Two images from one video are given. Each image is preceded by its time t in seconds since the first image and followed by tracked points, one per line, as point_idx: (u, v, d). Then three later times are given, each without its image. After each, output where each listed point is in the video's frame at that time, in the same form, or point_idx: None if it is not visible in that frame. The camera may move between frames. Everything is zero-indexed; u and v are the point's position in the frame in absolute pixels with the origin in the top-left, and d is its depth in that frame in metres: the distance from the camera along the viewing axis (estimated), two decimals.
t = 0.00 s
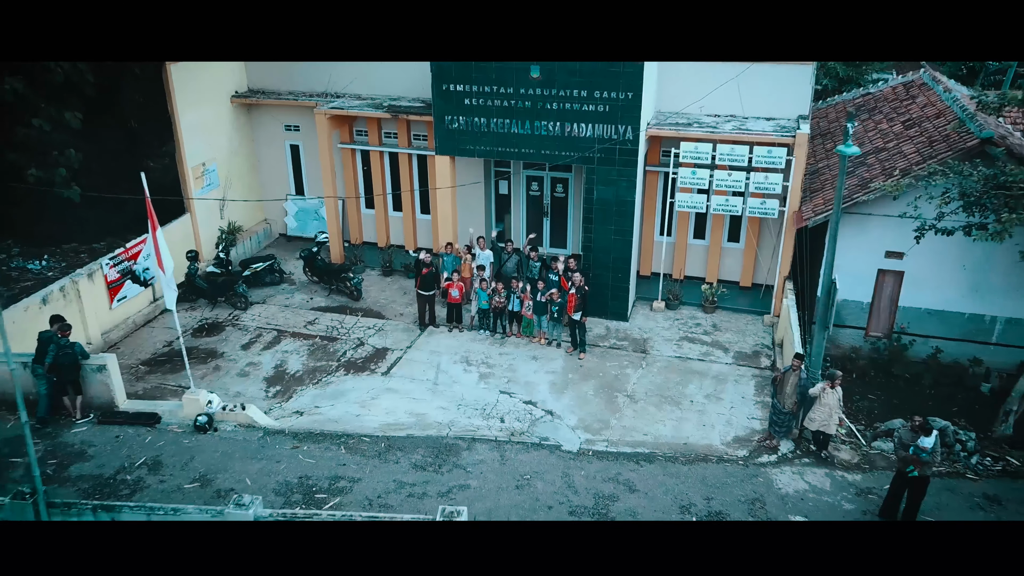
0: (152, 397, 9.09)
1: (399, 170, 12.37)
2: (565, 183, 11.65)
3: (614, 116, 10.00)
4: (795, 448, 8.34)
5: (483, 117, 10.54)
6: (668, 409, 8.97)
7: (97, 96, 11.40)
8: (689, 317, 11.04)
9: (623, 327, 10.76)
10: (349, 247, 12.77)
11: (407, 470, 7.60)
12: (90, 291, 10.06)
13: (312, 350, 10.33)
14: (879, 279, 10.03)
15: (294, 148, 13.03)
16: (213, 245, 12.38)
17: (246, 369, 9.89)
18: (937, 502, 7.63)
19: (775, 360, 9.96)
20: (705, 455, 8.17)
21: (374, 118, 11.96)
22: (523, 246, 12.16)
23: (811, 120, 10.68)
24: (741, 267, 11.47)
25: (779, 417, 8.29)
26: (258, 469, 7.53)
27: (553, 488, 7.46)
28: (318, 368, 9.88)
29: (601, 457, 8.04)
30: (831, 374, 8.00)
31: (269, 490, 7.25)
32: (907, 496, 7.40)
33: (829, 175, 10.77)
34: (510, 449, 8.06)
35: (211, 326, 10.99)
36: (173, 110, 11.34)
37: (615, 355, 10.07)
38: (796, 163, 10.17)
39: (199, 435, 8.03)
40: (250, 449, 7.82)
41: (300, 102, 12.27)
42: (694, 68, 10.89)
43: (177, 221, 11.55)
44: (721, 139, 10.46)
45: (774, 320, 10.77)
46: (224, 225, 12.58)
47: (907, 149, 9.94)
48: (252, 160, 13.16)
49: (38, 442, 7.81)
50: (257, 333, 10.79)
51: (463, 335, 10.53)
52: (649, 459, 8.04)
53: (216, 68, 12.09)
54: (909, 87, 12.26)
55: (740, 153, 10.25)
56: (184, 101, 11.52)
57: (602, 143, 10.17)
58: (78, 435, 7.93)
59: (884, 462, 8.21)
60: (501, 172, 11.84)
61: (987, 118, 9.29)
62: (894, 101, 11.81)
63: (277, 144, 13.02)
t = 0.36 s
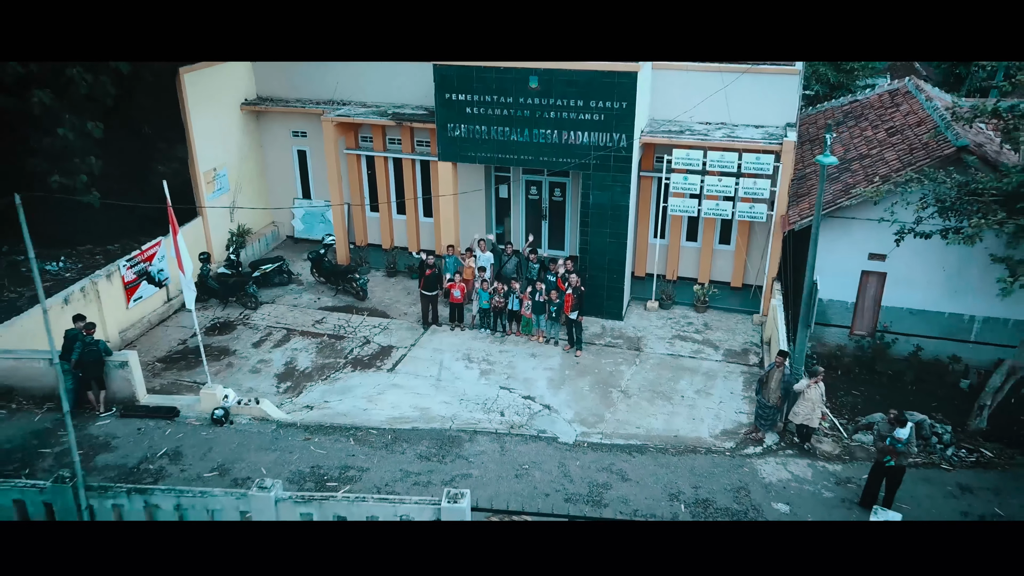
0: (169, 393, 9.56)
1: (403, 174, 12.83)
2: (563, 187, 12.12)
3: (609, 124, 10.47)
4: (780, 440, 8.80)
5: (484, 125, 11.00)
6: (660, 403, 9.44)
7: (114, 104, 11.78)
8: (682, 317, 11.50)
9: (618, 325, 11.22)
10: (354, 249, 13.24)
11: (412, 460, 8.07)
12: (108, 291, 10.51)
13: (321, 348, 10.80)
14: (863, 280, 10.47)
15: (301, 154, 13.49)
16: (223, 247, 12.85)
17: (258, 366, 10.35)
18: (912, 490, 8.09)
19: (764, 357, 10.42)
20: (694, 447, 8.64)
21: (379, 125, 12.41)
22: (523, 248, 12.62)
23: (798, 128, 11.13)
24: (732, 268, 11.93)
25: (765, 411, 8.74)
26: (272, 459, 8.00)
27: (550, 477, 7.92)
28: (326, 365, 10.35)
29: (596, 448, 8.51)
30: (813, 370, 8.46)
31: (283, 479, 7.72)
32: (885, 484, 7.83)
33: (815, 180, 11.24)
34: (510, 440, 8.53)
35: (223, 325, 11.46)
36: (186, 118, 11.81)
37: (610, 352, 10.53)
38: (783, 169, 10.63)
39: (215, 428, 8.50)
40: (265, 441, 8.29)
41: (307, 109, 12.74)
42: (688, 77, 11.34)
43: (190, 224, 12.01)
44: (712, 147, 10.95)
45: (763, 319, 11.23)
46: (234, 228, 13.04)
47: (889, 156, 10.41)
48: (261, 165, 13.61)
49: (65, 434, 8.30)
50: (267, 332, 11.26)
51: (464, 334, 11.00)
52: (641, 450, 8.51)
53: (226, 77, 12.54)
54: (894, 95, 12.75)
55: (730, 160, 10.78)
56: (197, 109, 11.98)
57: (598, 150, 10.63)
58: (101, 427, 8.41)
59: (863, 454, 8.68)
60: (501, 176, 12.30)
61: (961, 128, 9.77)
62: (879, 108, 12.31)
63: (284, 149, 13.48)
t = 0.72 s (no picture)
0: (184, 388, 10.06)
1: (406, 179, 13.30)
2: (560, 191, 12.61)
3: (603, 132, 10.97)
4: (765, 433, 9.28)
5: (484, 133, 11.50)
6: (652, 398, 9.93)
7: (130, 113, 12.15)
8: (674, 316, 11.98)
9: (614, 324, 11.71)
10: (359, 251, 13.70)
11: (417, 450, 8.57)
12: (125, 291, 11.01)
13: (329, 345, 11.29)
14: (847, 281, 10.96)
15: (308, 159, 13.99)
16: (233, 249, 13.33)
17: (268, 362, 10.84)
18: (888, 479, 8.57)
19: (752, 354, 10.90)
20: (684, 439, 9.13)
21: (383, 131, 12.92)
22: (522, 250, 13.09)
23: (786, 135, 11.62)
24: (723, 270, 12.41)
25: (751, 405, 9.23)
26: (285, 449, 8.49)
27: (547, 467, 8.41)
28: (334, 362, 10.84)
29: (590, 440, 9.00)
30: (797, 366, 8.94)
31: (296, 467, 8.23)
32: (863, 475, 8.26)
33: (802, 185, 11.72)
34: (509, 432, 9.02)
35: (235, 323, 11.95)
36: (198, 125, 12.30)
37: (605, 350, 11.02)
38: (770, 175, 11.12)
39: (231, 421, 8.99)
40: (278, 433, 8.78)
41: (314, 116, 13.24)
42: (681, 87, 11.83)
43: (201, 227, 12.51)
44: (703, 153, 11.44)
45: (753, 318, 11.72)
46: (243, 231, 13.53)
47: (871, 163, 10.90)
48: (269, 169, 14.09)
49: (90, 426, 8.80)
50: (277, 330, 11.75)
51: (466, 333, 11.48)
52: (633, 442, 8.99)
53: (236, 85, 13.03)
54: (879, 102, 13.25)
55: (720, 166, 11.20)
56: (208, 116, 12.49)
57: (593, 157, 11.13)
58: (123, 420, 8.90)
59: (844, 445, 9.15)
60: (501, 180, 12.79)
61: (938, 138, 10.26)
62: (865, 116, 12.83)
63: (292, 155, 13.98)
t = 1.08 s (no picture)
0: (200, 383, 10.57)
1: (409, 184, 13.80)
2: (558, 196, 13.12)
3: (598, 140, 11.49)
4: (752, 426, 9.78)
5: (485, 141, 12.02)
6: (645, 394, 10.44)
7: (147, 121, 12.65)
8: (667, 316, 12.49)
9: (609, 323, 12.22)
10: (365, 253, 14.21)
11: (422, 442, 9.09)
12: (142, 292, 11.54)
13: (336, 344, 11.80)
14: (832, 283, 11.47)
15: (315, 164, 14.50)
16: (243, 251, 13.85)
17: (279, 360, 11.36)
18: (866, 469, 9.08)
19: (741, 352, 11.41)
20: (674, 432, 9.64)
21: (388, 138, 13.45)
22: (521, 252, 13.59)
23: (774, 143, 12.14)
24: (714, 271, 12.90)
25: (738, 400, 9.74)
26: (298, 441, 9.01)
27: (545, 458, 8.92)
28: (342, 359, 11.37)
29: (586, 432, 9.52)
30: (781, 363, 9.46)
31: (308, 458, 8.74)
32: (843, 465, 8.69)
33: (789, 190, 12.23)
34: (509, 426, 9.54)
35: (246, 323, 12.45)
36: (210, 132, 12.82)
37: (600, 348, 11.54)
38: (758, 181, 11.65)
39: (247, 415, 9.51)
40: (291, 426, 9.29)
41: (321, 123, 13.75)
42: (673, 96, 12.36)
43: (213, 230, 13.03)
44: (694, 159, 11.94)
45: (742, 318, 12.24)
46: (253, 233, 14.05)
47: (855, 169, 11.43)
48: (277, 175, 14.60)
49: (113, 419, 9.31)
50: (286, 329, 12.25)
51: (467, 332, 12.00)
52: (626, 434, 9.51)
53: (246, 94, 13.56)
54: (864, 111, 13.80)
55: (710, 172, 11.76)
56: (221, 124, 13.02)
57: (589, 164, 11.64)
58: (144, 414, 9.43)
59: (826, 438, 9.65)
60: (501, 185, 13.29)
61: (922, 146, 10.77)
62: (851, 123, 13.38)
63: (299, 160, 14.49)
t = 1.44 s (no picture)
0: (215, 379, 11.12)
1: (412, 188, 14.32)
2: (556, 200, 13.67)
3: (593, 148, 12.04)
4: (739, 421, 10.31)
5: (486, 149, 12.57)
6: (639, 390, 10.98)
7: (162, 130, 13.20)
8: (661, 316, 13.03)
9: (604, 323, 12.77)
10: (370, 255, 14.73)
11: (426, 434, 9.64)
12: (159, 293, 12.11)
13: (344, 342, 12.35)
14: (818, 284, 11.97)
15: (321, 169, 15.04)
16: (253, 254, 14.39)
17: (290, 357, 11.90)
18: (846, 460, 9.61)
19: (731, 350, 11.95)
20: (665, 425, 10.19)
21: (393, 145, 13.99)
22: (521, 254, 14.12)
23: (762, 150, 12.68)
24: (706, 273, 13.41)
25: (726, 395, 10.28)
26: (309, 433, 9.56)
27: (543, 449, 9.47)
28: (350, 357, 11.91)
29: (582, 426, 10.07)
30: (767, 360, 10.00)
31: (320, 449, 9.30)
32: (823, 457, 9.22)
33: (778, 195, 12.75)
34: (509, 419, 10.09)
35: (257, 322, 12.99)
36: (222, 140, 13.37)
37: (596, 346, 12.09)
38: (746, 187, 12.20)
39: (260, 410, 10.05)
40: (303, 420, 9.84)
41: (328, 130, 14.30)
42: (666, 105, 12.91)
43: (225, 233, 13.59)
44: (686, 166, 12.46)
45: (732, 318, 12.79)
46: (262, 236, 14.59)
47: (839, 176, 11.97)
48: (285, 180, 15.13)
49: (135, 413, 9.85)
50: (295, 329, 12.79)
51: (469, 331, 12.54)
52: (619, 428, 10.05)
53: (256, 102, 14.09)
54: (851, 118, 14.33)
55: (701, 179, 12.29)
56: (232, 132, 13.58)
57: (585, 171, 12.19)
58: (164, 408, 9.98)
59: (809, 431, 10.18)
60: (502, 190, 13.82)
61: (901, 154, 11.29)
62: (838, 130, 13.93)
63: (306, 165, 15.03)
